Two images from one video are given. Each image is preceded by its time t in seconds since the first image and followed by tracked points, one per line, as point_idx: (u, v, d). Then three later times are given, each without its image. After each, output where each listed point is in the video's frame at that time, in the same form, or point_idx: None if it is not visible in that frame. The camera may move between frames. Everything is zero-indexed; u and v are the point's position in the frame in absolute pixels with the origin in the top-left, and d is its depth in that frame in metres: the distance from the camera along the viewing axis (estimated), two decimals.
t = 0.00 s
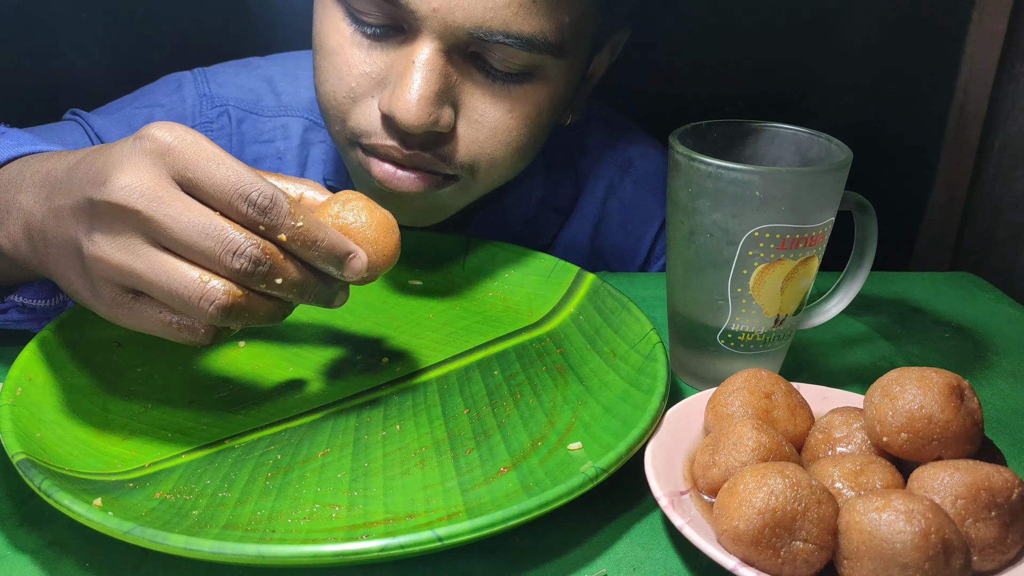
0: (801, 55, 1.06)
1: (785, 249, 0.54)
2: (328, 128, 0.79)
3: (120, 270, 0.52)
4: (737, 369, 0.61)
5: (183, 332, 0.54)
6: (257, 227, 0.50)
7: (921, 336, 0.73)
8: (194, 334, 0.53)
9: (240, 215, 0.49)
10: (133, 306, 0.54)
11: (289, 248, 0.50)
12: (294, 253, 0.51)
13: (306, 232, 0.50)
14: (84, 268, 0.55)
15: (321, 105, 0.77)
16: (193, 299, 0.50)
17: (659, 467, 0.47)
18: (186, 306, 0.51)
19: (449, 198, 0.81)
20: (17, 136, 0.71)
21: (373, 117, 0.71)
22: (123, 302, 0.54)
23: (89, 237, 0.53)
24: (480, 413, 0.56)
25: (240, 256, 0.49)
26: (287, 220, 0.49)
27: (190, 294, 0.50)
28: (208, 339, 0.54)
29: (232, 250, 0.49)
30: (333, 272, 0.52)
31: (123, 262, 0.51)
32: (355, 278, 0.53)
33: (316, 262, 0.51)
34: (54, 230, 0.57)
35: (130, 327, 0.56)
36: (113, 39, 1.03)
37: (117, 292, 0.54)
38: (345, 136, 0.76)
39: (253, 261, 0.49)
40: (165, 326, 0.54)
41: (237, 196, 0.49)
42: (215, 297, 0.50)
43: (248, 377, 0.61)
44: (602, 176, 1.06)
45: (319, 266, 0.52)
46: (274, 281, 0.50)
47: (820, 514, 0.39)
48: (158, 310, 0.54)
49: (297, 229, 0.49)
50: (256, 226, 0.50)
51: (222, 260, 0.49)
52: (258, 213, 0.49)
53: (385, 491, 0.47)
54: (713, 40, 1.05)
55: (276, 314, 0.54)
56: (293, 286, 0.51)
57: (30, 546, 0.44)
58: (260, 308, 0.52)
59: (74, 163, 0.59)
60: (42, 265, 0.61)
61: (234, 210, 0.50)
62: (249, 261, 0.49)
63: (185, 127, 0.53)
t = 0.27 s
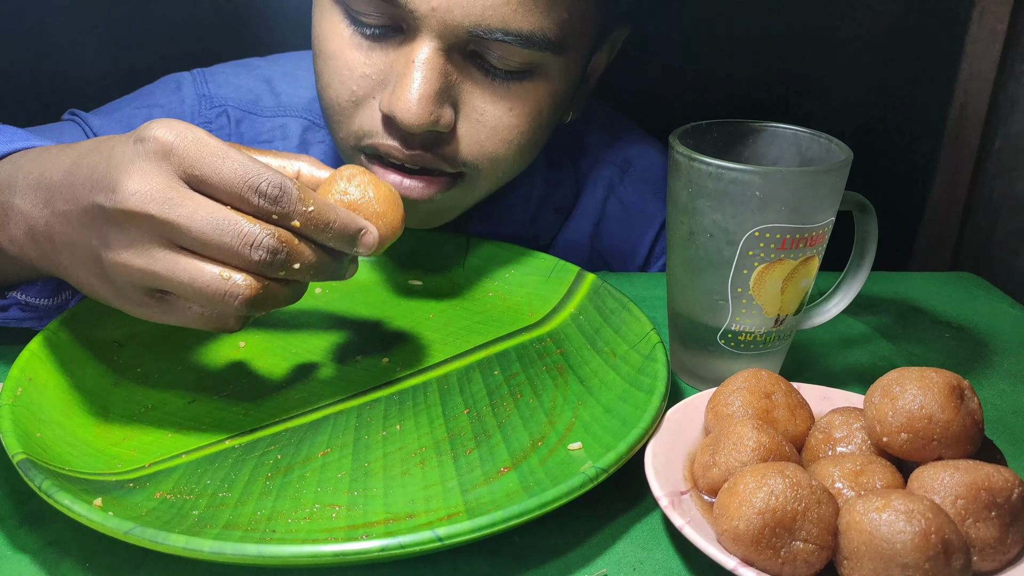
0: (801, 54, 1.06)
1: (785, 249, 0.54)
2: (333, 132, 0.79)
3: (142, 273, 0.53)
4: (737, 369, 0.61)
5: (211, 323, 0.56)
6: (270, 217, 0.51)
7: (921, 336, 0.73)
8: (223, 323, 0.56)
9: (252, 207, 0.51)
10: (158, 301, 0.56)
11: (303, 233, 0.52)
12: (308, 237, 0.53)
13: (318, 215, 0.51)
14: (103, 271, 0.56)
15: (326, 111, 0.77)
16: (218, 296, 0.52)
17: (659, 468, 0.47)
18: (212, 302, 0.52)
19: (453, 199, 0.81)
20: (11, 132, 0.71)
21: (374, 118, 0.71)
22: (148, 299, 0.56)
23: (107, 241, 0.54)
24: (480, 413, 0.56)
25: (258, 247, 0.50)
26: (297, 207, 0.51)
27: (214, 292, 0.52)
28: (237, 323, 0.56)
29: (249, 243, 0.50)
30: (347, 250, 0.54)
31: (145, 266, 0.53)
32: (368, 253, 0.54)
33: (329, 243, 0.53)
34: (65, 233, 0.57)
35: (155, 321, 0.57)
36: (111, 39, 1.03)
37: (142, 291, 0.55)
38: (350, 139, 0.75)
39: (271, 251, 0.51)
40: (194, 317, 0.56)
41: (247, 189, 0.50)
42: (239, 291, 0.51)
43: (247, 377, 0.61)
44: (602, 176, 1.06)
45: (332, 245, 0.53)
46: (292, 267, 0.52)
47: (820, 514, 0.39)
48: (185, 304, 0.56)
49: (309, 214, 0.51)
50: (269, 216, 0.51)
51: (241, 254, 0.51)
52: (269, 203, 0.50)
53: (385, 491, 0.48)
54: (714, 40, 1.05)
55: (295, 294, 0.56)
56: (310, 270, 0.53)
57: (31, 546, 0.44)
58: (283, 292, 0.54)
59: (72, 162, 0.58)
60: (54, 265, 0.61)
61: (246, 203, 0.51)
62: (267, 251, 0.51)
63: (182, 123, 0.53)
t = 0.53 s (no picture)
0: (800, 54, 1.06)
1: (785, 249, 0.54)
2: (323, 128, 0.79)
3: (165, 267, 0.54)
4: (736, 369, 0.61)
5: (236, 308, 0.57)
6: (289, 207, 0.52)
7: (921, 336, 0.72)
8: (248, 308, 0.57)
9: (273, 197, 0.52)
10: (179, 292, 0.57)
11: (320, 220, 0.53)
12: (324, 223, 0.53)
13: (334, 202, 0.52)
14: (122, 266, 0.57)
15: (316, 107, 0.77)
16: (243, 288, 0.53)
17: (659, 468, 0.47)
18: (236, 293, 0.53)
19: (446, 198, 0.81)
20: (4, 128, 0.71)
21: (362, 113, 0.71)
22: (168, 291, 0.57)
23: (127, 238, 0.54)
24: (481, 413, 0.56)
25: (280, 238, 0.51)
26: (314, 194, 0.51)
27: (238, 284, 0.52)
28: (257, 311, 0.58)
29: (272, 234, 0.51)
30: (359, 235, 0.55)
31: (168, 259, 0.53)
32: (378, 236, 0.56)
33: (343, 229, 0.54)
34: (76, 232, 0.57)
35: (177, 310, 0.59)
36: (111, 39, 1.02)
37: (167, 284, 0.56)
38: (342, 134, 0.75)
39: (292, 241, 0.51)
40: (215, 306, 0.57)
41: (268, 179, 0.51)
42: (262, 281, 0.52)
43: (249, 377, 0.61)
44: (601, 176, 1.05)
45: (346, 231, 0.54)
46: (311, 254, 0.53)
47: (820, 514, 0.39)
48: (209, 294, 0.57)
49: (326, 200, 0.52)
50: (288, 204, 0.52)
51: (264, 245, 0.51)
52: (288, 191, 0.51)
53: (385, 490, 0.48)
54: (713, 40, 1.05)
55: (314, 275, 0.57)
56: (327, 257, 0.54)
57: (31, 546, 0.44)
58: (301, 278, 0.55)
59: (77, 160, 0.58)
60: (60, 262, 0.61)
61: (267, 193, 0.52)
62: (289, 241, 0.51)
63: (198, 119, 0.53)
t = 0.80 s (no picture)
0: (800, 55, 1.06)
1: (785, 250, 0.54)
2: (307, 103, 0.78)
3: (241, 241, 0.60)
4: (736, 369, 0.61)
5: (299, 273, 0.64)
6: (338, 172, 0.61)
7: (921, 336, 0.73)
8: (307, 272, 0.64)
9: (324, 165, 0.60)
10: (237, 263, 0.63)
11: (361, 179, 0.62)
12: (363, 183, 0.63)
13: (371, 162, 0.62)
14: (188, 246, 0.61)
15: (301, 80, 0.77)
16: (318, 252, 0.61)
17: (659, 468, 0.47)
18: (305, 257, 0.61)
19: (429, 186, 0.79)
20: (15, 119, 0.72)
21: (340, 79, 0.70)
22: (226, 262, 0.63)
23: (197, 221, 0.59)
24: (480, 413, 0.56)
25: (339, 201, 0.60)
26: (355, 157, 0.61)
27: (314, 248, 0.60)
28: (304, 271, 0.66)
29: (333, 199, 0.59)
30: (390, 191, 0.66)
31: (245, 235, 0.60)
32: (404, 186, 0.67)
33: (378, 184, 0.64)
34: (130, 221, 0.61)
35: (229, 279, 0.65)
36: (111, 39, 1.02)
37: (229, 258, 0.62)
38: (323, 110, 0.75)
39: (349, 201, 0.60)
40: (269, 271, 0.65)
41: (318, 150, 0.59)
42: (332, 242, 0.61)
43: (249, 378, 0.61)
44: (600, 175, 1.06)
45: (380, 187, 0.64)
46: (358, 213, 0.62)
47: (820, 514, 0.39)
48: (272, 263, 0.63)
49: (364, 162, 0.62)
50: (336, 169, 0.61)
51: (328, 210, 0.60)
52: (336, 156, 0.60)
53: (385, 491, 0.48)
54: (713, 40, 1.05)
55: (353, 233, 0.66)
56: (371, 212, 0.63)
57: (30, 546, 0.44)
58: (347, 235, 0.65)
59: (117, 154, 0.61)
60: (101, 252, 0.64)
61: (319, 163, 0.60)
62: (345, 203, 0.60)
63: (249, 105, 0.60)
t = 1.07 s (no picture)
0: (799, 55, 1.06)
1: (785, 249, 0.54)
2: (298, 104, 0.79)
3: (232, 239, 0.60)
4: (736, 369, 0.61)
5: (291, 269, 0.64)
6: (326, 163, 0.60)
7: (921, 335, 0.73)
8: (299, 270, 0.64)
9: (314, 157, 0.59)
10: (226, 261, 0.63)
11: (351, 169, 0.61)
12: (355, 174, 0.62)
13: (360, 150, 0.61)
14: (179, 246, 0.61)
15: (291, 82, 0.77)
16: (309, 248, 0.60)
17: (659, 468, 0.47)
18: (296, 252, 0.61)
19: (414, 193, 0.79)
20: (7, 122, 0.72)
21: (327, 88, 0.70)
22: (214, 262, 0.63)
23: (185, 221, 0.59)
24: (480, 413, 0.56)
25: (329, 193, 0.59)
26: (344, 147, 0.60)
27: (305, 245, 0.60)
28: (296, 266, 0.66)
29: (323, 190, 0.59)
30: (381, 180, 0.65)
31: (235, 233, 0.59)
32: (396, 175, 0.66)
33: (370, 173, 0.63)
34: (120, 222, 0.61)
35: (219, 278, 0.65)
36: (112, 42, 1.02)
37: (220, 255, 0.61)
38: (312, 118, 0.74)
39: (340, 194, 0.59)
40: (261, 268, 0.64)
41: (305, 143, 0.59)
42: (323, 237, 0.60)
43: (250, 378, 0.61)
44: (599, 176, 1.06)
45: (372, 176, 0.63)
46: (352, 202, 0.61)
47: (820, 514, 0.39)
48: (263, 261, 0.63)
49: (352, 149, 0.60)
50: (325, 160, 0.60)
51: (318, 202, 0.59)
52: (324, 148, 0.59)
53: (385, 490, 0.48)
54: (713, 40, 1.05)
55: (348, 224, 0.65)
56: (366, 203, 0.62)
57: (31, 546, 0.44)
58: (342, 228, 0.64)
59: (103, 154, 0.61)
60: (91, 255, 0.64)
61: (308, 156, 0.59)
62: (336, 193, 0.59)
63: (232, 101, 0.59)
